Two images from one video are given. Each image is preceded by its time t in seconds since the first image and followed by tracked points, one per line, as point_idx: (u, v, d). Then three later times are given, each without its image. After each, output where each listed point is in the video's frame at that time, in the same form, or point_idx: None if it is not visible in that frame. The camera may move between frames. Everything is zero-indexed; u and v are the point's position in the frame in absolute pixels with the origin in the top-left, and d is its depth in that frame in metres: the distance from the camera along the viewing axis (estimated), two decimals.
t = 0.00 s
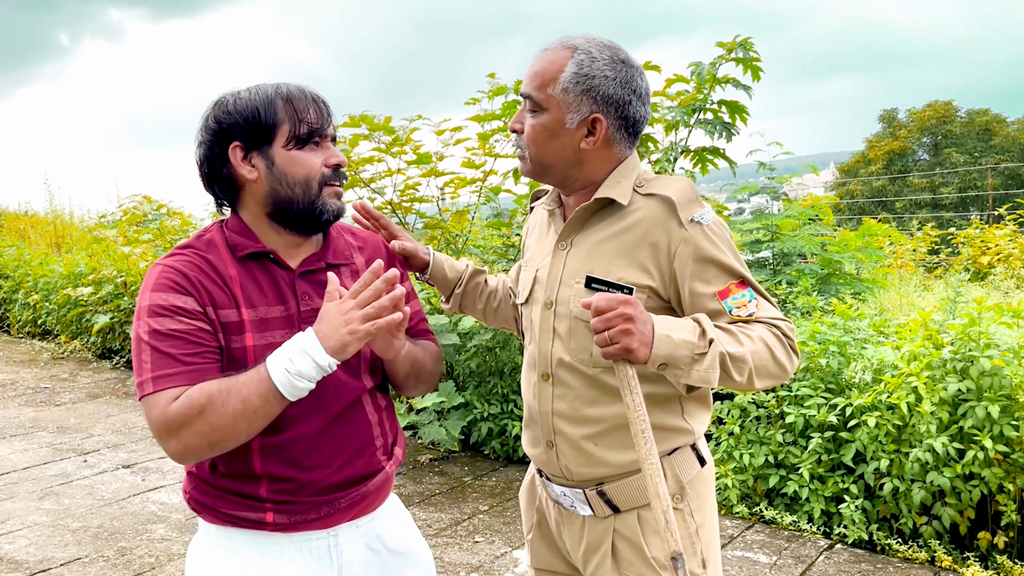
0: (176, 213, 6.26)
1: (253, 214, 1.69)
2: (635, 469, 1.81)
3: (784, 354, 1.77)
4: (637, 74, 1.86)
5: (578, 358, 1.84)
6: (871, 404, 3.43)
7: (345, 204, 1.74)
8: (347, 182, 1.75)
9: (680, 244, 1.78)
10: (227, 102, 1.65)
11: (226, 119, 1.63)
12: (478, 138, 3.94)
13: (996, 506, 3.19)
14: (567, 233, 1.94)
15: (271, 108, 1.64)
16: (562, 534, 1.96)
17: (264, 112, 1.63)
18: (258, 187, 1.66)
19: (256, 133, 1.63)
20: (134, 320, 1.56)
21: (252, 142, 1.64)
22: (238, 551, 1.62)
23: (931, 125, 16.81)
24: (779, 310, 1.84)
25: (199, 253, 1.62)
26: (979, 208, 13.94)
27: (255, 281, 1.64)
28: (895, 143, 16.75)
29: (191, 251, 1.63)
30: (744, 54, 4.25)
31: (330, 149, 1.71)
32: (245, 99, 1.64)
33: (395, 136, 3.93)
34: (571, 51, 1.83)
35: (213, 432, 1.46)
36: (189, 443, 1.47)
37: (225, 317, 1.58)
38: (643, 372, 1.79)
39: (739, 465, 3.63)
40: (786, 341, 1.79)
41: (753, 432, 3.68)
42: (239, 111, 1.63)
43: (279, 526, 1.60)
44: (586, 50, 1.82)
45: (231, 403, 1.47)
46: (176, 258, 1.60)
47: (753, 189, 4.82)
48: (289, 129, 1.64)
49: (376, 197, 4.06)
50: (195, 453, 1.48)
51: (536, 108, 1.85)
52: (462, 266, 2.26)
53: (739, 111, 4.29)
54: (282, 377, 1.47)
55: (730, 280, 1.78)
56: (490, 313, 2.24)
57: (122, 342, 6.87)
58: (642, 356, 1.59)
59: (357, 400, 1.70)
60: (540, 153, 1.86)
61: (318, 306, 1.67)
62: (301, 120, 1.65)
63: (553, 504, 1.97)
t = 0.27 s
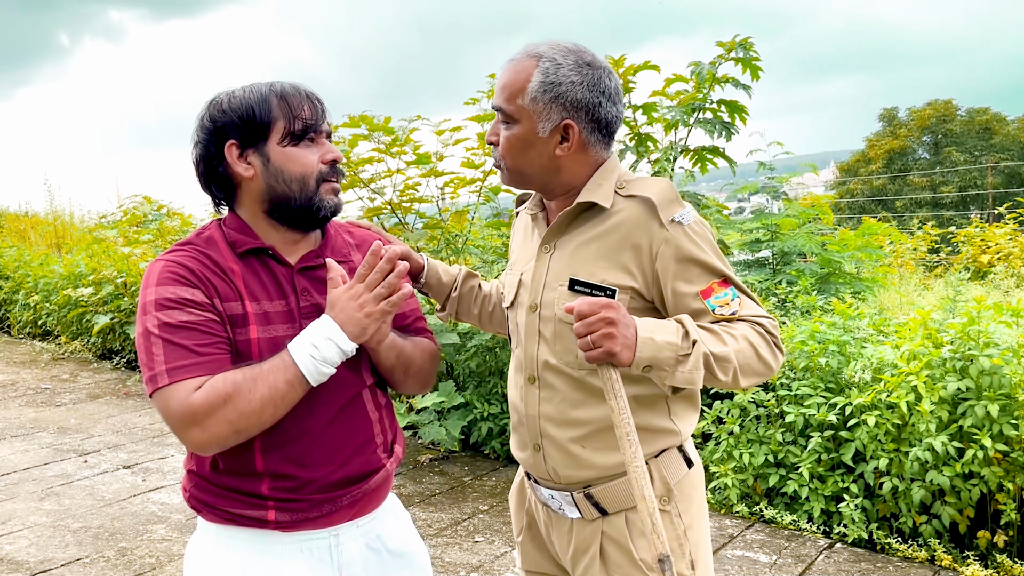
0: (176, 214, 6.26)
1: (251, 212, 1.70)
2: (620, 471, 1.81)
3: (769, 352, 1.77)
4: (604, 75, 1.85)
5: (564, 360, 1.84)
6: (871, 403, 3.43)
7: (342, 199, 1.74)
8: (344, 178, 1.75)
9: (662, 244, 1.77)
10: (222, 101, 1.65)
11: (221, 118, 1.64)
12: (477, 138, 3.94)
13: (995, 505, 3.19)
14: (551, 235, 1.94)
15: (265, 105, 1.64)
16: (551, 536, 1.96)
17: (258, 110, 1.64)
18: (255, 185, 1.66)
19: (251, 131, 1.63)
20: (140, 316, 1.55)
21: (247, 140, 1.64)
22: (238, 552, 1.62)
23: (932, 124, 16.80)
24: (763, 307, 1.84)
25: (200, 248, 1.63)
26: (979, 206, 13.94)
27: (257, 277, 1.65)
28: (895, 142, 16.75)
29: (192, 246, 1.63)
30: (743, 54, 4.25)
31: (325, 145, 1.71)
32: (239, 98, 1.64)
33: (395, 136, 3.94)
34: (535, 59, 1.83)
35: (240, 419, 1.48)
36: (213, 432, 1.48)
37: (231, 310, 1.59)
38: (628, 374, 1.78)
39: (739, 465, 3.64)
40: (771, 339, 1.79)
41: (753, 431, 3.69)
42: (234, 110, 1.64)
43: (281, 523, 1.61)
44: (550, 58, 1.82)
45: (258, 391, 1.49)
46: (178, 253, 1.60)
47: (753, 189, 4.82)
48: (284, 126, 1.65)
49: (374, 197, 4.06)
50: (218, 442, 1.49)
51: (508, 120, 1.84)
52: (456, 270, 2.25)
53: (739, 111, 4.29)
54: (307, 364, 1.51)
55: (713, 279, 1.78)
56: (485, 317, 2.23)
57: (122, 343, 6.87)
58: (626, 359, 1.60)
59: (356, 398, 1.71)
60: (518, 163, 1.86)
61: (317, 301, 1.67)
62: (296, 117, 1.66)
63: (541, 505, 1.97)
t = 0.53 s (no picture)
0: (176, 214, 6.27)
1: (248, 215, 1.70)
2: (608, 473, 1.80)
3: (757, 349, 1.78)
4: (573, 77, 1.82)
5: (554, 361, 1.83)
6: (871, 401, 3.43)
7: (338, 202, 1.74)
8: (340, 180, 1.75)
9: (648, 244, 1.78)
10: (215, 103, 1.64)
11: (215, 122, 1.63)
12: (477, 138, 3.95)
13: (996, 504, 3.19)
14: (540, 237, 1.93)
15: (259, 108, 1.63)
16: (545, 536, 1.97)
17: (251, 113, 1.63)
18: (250, 189, 1.66)
19: (244, 135, 1.63)
20: (140, 320, 1.55)
21: (241, 144, 1.64)
22: (241, 552, 1.62)
23: (932, 123, 16.80)
24: (750, 305, 1.84)
25: (198, 252, 1.63)
26: (980, 205, 13.94)
27: (256, 280, 1.65)
28: (895, 141, 16.75)
29: (190, 250, 1.64)
30: (743, 53, 4.25)
31: (321, 147, 1.70)
32: (232, 100, 1.63)
33: (395, 136, 3.94)
34: (502, 71, 1.81)
35: (253, 419, 1.49)
36: (227, 434, 1.48)
37: (232, 313, 1.60)
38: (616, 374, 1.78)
39: (739, 464, 3.64)
40: (759, 336, 1.79)
41: (754, 430, 3.69)
42: (227, 113, 1.63)
43: (282, 525, 1.61)
44: (516, 69, 1.79)
45: (269, 390, 1.50)
46: (176, 257, 1.60)
47: (753, 188, 4.82)
48: (278, 129, 1.64)
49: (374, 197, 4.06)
50: (232, 443, 1.49)
51: (485, 135, 1.83)
52: (455, 270, 2.25)
53: (739, 110, 4.29)
54: (316, 361, 1.52)
55: (700, 278, 1.78)
56: (483, 318, 2.23)
57: (123, 343, 6.88)
58: (611, 362, 1.60)
59: (356, 399, 1.71)
60: (501, 176, 1.86)
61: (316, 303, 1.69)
62: (290, 119, 1.65)
63: (536, 507, 1.97)
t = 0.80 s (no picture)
0: (177, 213, 6.27)
1: (244, 219, 1.69)
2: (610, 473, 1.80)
3: (755, 342, 1.77)
4: (538, 85, 1.81)
5: (552, 364, 1.83)
6: (872, 400, 3.43)
7: (336, 206, 1.74)
8: (337, 182, 1.75)
9: (641, 243, 1.78)
10: (208, 107, 1.62)
11: (208, 126, 1.61)
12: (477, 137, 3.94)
13: (997, 502, 3.19)
14: (531, 243, 1.92)
15: (253, 113, 1.61)
16: (545, 538, 1.97)
17: (246, 117, 1.61)
18: (246, 196, 1.66)
19: (239, 140, 1.62)
20: (137, 327, 1.54)
21: (235, 150, 1.63)
22: (241, 552, 1.61)
23: (932, 121, 16.79)
24: (748, 299, 1.83)
25: (194, 256, 1.62)
26: (980, 204, 13.93)
27: (254, 284, 1.66)
28: (896, 140, 16.74)
29: (186, 254, 1.63)
30: (744, 51, 4.25)
31: (317, 150, 1.70)
32: (225, 103, 1.61)
33: (395, 135, 3.93)
34: (466, 91, 1.80)
35: (253, 426, 1.48)
36: (228, 442, 1.48)
37: (230, 318, 1.60)
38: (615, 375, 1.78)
39: (740, 463, 3.64)
40: (757, 331, 1.78)
41: (754, 428, 3.68)
42: (221, 117, 1.61)
43: (283, 528, 1.61)
44: (480, 88, 1.79)
45: (268, 397, 1.50)
46: (172, 261, 1.60)
47: (754, 187, 4.82)
48: (273, 134, 1.63)
49: (374, 196, 4.06)
50: (233, 451, 1.49)
51: (461, 157, 1.82)
52: (452, 269, 2.25)
53: (739, 108, 4.29)
54: (313, 367, 1.52)
55: (695, 274, 1.77)
56: (480, 317, 2.23)
57: (123, 342, 6.88)
58: (611, 361, 1.60)
59: (356, 402, 1.71)
60: (485, 194, 1.85)
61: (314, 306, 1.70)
62: (286, 124, 1.63)
63: (535, 508, 1.97)
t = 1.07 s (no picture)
0: (177, 212, 6.26)
1: (237, 218, 1.69)
2: (613, 474, 1.79)
3: (759, 343, 1.76)
4: (541, 77, 1.82)
5: (553, 364, 1.83)
6: (873, 398, 3.43)
7: (330, 207, 1.73)
8: (331, 183, 1.74)
9: (646, 241, 1.77)
10: (201, 105, 1.61)
11: (202, 125, 1.61)
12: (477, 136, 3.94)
13: (998, 501, 3.18)
14: (533, 240, 1.91)
15: (247, 113, 1.60)
16: (545, 539, 1.96)
17: (239, 117, 1.60)
18: (239, 196, 1.65)
19: (233, 140, 1.61)
20: (132, 327, 1.54)
21: (229, 150, 1.62)
22: (240, 551, 1.61)
23: (932, 120, 16.79)
24: (751, 298, 1.83)
25: (189, 255, 1.62)
26: (981, 203, 13.92)
27: (250, 283, 1.65)
28: (896, 138, 16.73)
29: (181, 253, 1.62)
30: (744, 50, 4.24)
31: (312, 151, 1.69)
32: (219, 102, 1.60)
33: (395, 133, 3.93)
34: (468, 84, 1.80)
35: (247, 427, 1.48)
36: (223, 444, 1.48)
37: (225, 318, 1.60)
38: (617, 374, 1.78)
39: (741, 461, 3.64)
40: (760, 330, 1.78)
41: (755, 427, 3.68)
42: (214, 116, 1.60)
43: (281, 528, 1.60)
44: (483, 80, 1.78)
45: (262, 398, 1.49)
46: (166, 261, 1.59)
47: (754, 185, 4.82)
48: (267, 134, 1.62)
49: (374, 194, 4.06)
50: (228, 453, 1.49)
51: (463, 151, 1.80)
52: (452, 267, 2.24)
53: (740, 107, 4.28)
54: (307, 365, 1.52)
55: (699, 273, 1.77)
56: (478, 316, 2.23)
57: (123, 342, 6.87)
58: (616, 358, 1.60)
59: (354, 400, 1.71)
60: (488, 188, 1.83)
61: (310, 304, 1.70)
62: (280, 124, 1.62)
63: (535, 510, 1.96)
